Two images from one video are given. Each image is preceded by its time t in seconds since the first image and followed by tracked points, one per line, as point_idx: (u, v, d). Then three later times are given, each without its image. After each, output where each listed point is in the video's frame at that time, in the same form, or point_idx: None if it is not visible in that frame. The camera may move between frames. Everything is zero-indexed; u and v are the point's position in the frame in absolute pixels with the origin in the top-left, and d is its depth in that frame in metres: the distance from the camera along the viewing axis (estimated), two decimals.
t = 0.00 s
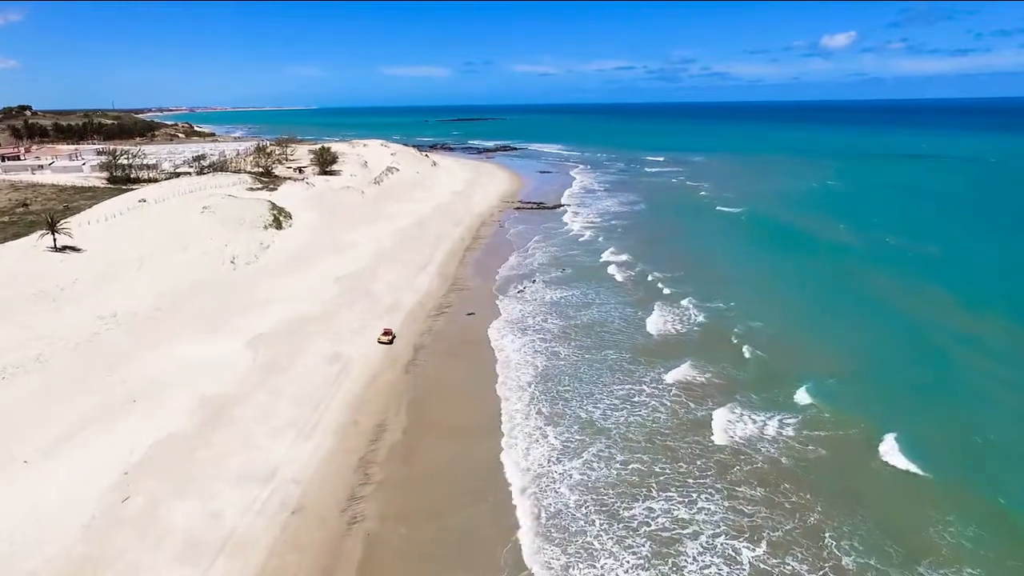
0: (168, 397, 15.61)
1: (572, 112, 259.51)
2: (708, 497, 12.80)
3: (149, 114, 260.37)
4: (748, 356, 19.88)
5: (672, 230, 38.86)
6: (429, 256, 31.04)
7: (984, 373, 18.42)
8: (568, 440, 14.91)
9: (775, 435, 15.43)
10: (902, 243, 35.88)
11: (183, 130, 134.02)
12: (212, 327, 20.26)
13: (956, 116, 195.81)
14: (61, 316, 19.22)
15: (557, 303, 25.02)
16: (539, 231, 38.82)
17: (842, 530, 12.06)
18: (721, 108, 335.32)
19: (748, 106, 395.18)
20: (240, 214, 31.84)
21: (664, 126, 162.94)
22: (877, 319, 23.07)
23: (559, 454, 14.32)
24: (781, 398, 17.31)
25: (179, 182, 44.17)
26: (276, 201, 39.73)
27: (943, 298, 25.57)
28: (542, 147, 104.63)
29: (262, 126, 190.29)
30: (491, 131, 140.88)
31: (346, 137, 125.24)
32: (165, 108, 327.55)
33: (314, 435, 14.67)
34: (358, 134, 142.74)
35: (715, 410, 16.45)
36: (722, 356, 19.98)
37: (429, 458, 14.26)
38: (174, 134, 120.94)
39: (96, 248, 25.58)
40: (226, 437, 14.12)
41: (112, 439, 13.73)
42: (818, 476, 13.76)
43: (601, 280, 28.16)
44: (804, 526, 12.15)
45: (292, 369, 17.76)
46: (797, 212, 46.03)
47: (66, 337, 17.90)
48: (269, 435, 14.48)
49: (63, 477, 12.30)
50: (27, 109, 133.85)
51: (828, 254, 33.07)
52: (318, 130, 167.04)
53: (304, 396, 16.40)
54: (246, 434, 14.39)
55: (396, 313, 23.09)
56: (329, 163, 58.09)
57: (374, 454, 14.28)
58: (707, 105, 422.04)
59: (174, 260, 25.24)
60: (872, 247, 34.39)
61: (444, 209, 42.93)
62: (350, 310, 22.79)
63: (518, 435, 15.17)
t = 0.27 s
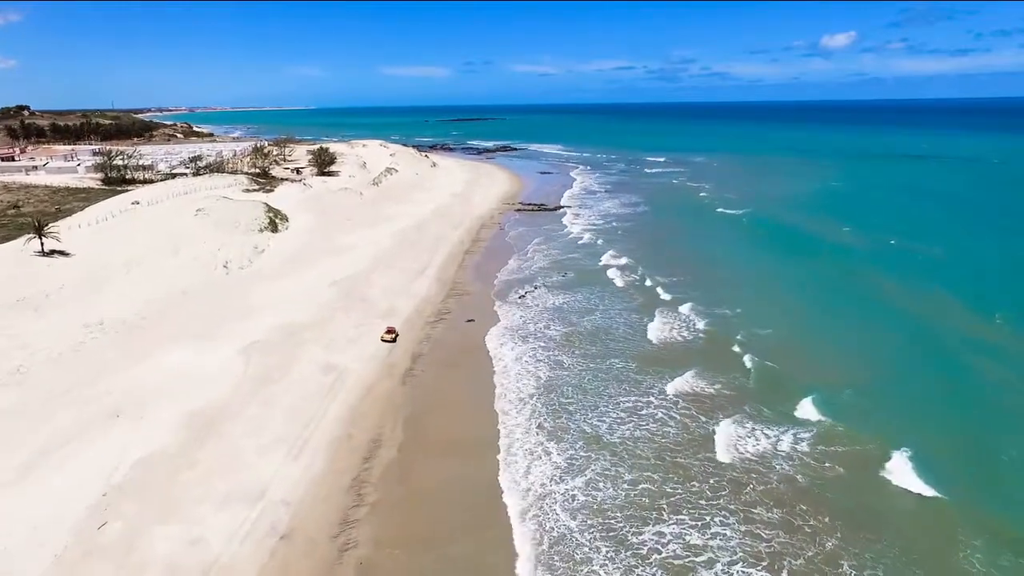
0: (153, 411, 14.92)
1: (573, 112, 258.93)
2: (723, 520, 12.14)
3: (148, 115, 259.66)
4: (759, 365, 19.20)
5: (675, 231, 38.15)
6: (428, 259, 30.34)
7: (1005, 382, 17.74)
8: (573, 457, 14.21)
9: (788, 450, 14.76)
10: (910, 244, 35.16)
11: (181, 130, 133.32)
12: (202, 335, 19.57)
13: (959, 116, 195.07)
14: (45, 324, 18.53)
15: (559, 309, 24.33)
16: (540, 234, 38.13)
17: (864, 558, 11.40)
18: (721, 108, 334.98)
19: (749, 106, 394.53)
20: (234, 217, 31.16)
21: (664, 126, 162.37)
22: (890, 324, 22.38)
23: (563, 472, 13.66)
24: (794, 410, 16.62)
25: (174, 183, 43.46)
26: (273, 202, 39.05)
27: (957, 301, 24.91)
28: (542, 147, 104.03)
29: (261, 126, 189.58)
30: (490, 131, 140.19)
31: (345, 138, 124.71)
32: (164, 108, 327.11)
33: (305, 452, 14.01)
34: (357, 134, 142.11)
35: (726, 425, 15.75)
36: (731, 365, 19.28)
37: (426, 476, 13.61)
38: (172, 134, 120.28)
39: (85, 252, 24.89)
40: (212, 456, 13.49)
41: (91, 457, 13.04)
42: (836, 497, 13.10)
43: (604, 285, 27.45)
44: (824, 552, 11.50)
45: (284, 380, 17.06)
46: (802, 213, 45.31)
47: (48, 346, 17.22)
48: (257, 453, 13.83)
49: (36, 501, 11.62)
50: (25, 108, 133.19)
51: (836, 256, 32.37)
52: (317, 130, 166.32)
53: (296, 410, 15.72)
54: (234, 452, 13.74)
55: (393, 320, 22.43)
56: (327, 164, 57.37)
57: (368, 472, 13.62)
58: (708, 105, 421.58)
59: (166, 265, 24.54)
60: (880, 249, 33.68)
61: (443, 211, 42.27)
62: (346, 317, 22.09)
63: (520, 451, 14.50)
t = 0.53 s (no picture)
0: (137, 427, 14.24)
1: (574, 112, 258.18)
2: (737, 547, 11.48)
3: (147, 115, 258.71)
4: (769, 376, 18.46)
5: (679, 234, 37.40)
6: (426, 263, 29.64)
7: None
8: (577, 476, 13.51)
9: (803, 467, 14.07)
10: (920, 247, 34.46)
11: (180, 130, 132.58)
12: (191, 344, 18.88)
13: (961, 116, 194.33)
14: (28, 333, 17.84)
15: (561, 314, 23.64)
16: (541, 236, 37.47)
17: None
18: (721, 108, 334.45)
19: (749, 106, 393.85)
20: (229, 220, 30.48)
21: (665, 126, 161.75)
22: (902, 331, 21.73)
23: (567, 492, 12.97)
24: (808, 424, 15.89)
25: (169, 184, 42.75)
26: (269, 204, 38.36)
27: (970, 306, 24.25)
28: (542, 147, 103.33)
29: (260, 126, 188.85)
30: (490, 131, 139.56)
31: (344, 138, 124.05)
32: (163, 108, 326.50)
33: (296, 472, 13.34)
34: (356, 133, 141.49)
35: (738, 440, 15.03)
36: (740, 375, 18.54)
37: (422, 498, 12.93)
38: (170, 134, 119.56)
39: (74, 256, 24.20)
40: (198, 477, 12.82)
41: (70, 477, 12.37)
42: (856, 519, 12.44)
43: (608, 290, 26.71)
44: None
45: (275, 393, 16.37)
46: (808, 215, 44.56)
47: (31, 357, 16.54)
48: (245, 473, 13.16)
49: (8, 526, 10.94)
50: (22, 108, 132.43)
51: (843, 260, 31.69)
52: (317, 129, 165.60)
53: (287, 425, 15.02)
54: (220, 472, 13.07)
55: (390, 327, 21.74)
56: (325, 165, 56.64)
57: (361, 494, 12.96)
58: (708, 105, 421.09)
59: (157, 270, 23.86)
60: (889, 253, 32.99)
61: (442, 212, 41.61)
62: (341, 324, 21.39)
63: (522, 469, 13.82)
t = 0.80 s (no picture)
0: (119, 444, 13.51)
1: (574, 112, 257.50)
2: None
3: (145, 115, 257.55)
4: (780, 387, 17.71)
5: (682, 237, 36.67)
6: (425, 267, 28.91)
7: None
8: (583, 497, 12.79)
9: (819, 487, 13.38)
10: (927, 250, 33.83)
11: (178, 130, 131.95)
12: (180, 354, 18.15)
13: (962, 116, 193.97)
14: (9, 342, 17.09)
15: (564, 321, 22.92)
16: (542, 238, 36.76)
17: None
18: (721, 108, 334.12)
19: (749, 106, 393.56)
20: (223, 223, 29.76)
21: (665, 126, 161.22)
22: (915, 339, 21.07)
23: (572, 515, 12.27)
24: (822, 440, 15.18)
25: (163, 186, 42.03)
26: (265, 206, 37.64)
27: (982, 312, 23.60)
28: (542, 147, 102.69)
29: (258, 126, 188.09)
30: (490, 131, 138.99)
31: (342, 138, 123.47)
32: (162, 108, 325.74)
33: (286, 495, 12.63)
34: (354, 133, 140.95)
35: (752, 458, 14.32)
36: (748, 385, 17.82)
37: (419, 521, 12.22)
38: (168, 134, 118.86)
39: (61, 261, 23.46)
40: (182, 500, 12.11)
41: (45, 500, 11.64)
42: (878, 545, 11.75)
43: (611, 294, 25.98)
44: None
45: (266, 406, 15.65)
46: (813, 216, 43.88)
47: (10, 369, 15.80)
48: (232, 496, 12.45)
49: None
50: (19, 108, 131.66)
51: (850, 264, 31.01)
52: (316, 129, 164.93)
53: (277, 443, 14.30)
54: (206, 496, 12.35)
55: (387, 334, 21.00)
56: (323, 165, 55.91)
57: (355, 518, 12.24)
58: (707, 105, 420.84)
59: (146, 275, 23.12)
60: (897, 256, 32.34)
61: (442, 214, 40.92)
62: (336, 332, 20.64)
63: (523, 489, 13.12)
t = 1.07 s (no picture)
0: (96, 467, 12.72)
1: (574, 112, 256.56)
2: None
3: (144, 116, 256.46)
4: (794, 403, 16.90)
5: (686, 240, 35.84)
6: (424, 272, 28.08)
7: None
8: (589, 524, 12.01)
9: (841, 512, 12.58)
10: (940, 253, 32.99)
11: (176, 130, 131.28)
12: (166, 365, 17.33)
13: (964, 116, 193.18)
14: None
15: (568, 329, 22.11)
16: (544, 241, 35.96)
17: None
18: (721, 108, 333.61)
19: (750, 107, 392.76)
20: (216, 226, 28.95)
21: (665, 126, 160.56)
22: (931, 349, 20.31)
23: (577, 545, 11.48)
24: (833, 459, 14.39)
25: (157, 187, 41.19)
26: (260, 208, 36.84)
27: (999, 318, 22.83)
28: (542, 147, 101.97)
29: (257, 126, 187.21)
30: (489, 131, 138.32)
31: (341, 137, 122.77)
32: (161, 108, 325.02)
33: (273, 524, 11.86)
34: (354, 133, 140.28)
35: (769, 480, 13.50)
36: (761, 399, 17.01)
37: (414, 552, 11.42)
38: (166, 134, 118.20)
39: (46, 266, 22.65)
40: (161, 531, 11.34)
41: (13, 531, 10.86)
42: None
43: (616, 301, 25.17)
44: None
45: (255, 422, 14.83)
46: (820, 218, 43.05)
47: None
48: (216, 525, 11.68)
49: None
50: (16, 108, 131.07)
51: (861, 269, 30.20)
52: (315, 129, 164.06)
53: (265, 463, 13.48)
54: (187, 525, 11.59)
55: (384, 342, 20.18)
56: (321, 166, 55.06)
57: (346, 549, 11.46)
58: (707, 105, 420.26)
59: (134, 281, 22.32)
60: (908, 260, 31.53)
61: (441, 216, 40.11)
62: (330, 340, 19.81)
63: (525, 515, 12.31)
